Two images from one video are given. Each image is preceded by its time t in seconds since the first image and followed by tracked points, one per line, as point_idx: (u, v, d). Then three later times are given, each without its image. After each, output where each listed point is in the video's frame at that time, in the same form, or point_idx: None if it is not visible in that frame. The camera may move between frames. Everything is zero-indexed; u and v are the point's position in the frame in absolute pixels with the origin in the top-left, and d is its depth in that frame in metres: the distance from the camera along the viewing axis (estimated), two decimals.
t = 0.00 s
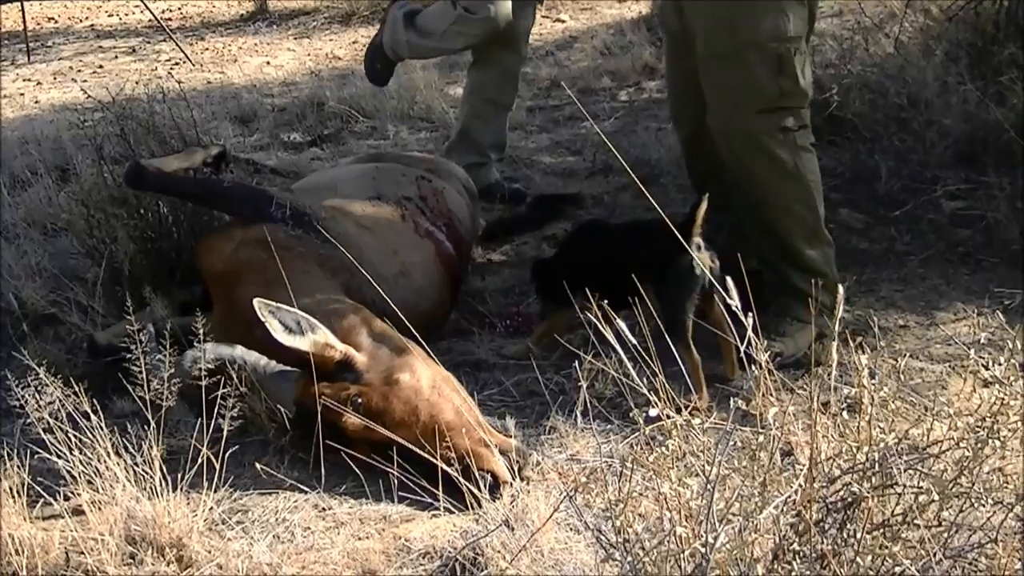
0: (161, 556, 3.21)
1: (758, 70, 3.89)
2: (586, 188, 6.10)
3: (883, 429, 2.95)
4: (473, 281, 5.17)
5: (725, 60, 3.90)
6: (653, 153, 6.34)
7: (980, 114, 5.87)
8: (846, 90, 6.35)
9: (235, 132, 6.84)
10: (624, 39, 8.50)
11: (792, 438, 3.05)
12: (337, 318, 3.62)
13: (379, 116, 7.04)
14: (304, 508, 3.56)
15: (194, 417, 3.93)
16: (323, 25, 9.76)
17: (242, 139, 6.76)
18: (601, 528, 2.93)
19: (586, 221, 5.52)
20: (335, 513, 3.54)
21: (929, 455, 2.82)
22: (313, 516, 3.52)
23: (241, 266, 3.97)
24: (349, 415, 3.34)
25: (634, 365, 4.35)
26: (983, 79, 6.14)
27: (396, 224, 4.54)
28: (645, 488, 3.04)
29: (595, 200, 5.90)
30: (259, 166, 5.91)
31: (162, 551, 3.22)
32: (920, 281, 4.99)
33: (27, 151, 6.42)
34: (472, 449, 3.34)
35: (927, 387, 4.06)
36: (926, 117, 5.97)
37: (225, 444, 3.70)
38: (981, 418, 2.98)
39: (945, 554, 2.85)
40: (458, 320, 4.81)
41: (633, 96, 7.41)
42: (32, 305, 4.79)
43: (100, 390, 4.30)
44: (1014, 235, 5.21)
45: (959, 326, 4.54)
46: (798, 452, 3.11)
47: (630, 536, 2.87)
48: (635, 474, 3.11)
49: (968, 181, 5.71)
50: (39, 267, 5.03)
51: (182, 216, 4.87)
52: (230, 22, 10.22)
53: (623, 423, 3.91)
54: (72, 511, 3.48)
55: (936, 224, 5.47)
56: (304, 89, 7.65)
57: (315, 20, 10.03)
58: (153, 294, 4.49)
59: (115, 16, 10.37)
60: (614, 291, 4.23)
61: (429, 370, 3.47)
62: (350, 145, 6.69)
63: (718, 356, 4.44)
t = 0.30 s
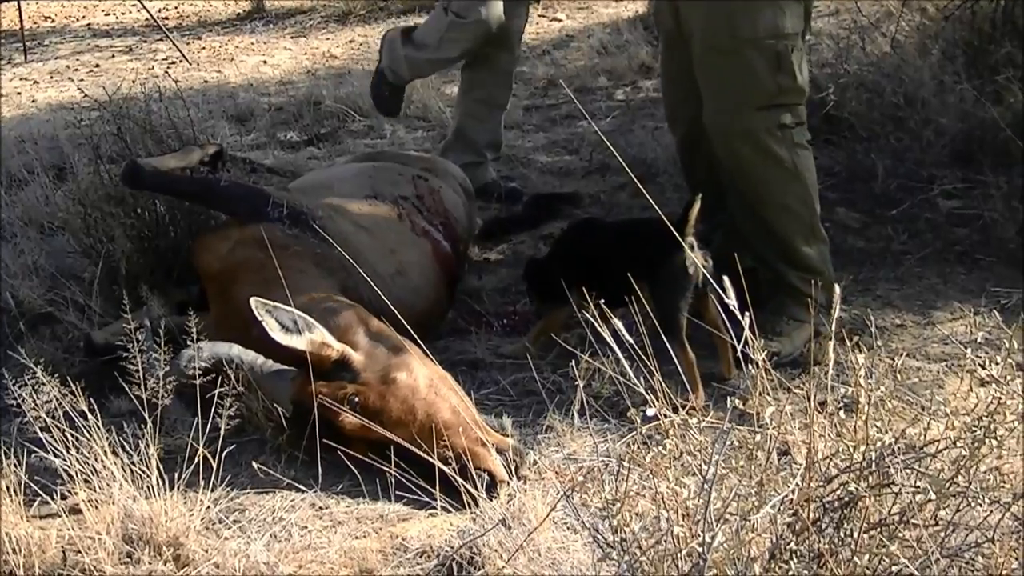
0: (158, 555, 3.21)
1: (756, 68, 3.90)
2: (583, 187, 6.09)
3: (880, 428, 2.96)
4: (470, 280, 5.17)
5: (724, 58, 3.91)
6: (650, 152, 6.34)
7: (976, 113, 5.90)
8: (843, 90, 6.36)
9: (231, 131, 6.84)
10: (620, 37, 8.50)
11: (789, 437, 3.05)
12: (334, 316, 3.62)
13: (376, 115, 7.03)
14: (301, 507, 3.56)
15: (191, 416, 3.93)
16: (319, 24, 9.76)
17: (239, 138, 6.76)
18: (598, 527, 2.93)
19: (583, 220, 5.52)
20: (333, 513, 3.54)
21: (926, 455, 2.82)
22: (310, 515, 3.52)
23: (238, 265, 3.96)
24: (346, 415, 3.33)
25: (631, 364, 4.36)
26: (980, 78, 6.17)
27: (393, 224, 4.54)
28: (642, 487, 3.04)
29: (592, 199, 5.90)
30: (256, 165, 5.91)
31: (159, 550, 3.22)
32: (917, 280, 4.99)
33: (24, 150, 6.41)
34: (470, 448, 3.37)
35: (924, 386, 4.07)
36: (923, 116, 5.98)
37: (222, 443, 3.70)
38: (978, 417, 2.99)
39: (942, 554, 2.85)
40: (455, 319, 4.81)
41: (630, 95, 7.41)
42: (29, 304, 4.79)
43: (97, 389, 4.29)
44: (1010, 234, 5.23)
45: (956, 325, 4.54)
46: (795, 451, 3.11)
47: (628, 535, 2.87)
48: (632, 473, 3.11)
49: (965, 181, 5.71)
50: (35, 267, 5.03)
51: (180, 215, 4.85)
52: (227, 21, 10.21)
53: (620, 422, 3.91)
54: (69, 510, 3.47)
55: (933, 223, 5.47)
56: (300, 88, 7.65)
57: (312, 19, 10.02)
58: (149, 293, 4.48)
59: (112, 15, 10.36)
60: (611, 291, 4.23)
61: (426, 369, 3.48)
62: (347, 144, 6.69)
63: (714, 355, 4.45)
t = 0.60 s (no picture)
0: (158, 555, 3.21)
1: (754, 69, 3.91)
2: (584, 189, 6.09)
3: (880, 431, 2.96)
4: (471, 281, 5.17)
5: (721, 58, 3.91)
6: (651, 154, 6.34)
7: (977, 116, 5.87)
8: (843, 92, 6.37)
9: (232, 132, 6.84)
10: (621, 40, 8.51)
11: (789, 440, 3.06)
12: (334, 317, 3.62)
13: (377, 116, 7.04)
14: (301, 508, 3.56)
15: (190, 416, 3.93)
16: (320, 25, 9.76)
17: (239, 139, 6.76)
18: (598, 529, 2.93)
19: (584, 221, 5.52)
20: (332, 513, 3.54)
21: (927, 458, 2.83)
22: (310, 516, 3.52)
23: (239, 266, 3.96)
24: (346, 415, 3.33)
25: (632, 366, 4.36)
26: (980, 81, 6.17)
27: (394, 225, 4.54)
28: (642, 489, 3.03)
29: (592, 201, 5.90)
30: (256, 166, 5.91)
31: (159, 550, 3.22)
32: (917, 283, 4.99)
33: (25, 150, 6.42)
34: (470, 449, 3.37)
35: (923, 389, 4.08)
36: (923, 119, 5.99)
37: (222, 443, 3.70)
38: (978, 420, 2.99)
39: (942, 557, 2.85)
40: (455, 320, 4.81)
41: (631, 97, 7.42)
42: (29, 304, 4.79)
43: (98, 390, 4.27)
44: (1011, 238, 5.23)
45: (956, 329, 4.55)
46: (795, 454, 3.11)
47: (628, 537, 2.87)
48: (632, 475, 3.11)
49: (966, 184, 5.71)
50: (36, 266, 5.03)
51: (180, 216, 4.86)
52: (227, 21, 10.22)
53: (620, 423, 3.92)
54: (69, 510, 3.48)
55: (933, 226, 5.47)
56: (301, 89, 7.65)
57: (313, 20, 10.02)
58: (150, 293, 4.49)
59: (113, 15, 10.37)
60: (611, 292, 4.24)
61: (426, 370, 3.48)
62: (347, 145, 6.69)
63: (714, 356, 4.45)
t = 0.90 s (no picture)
0: (159, 558, 3.21)
1: (749, 69, 3.91)
2: (583, 192, 6.10)
3: (880, 433, 2.96)
4: (471, 284, 5.17)
5: (716, 58, 3.92)
6: (651, 156, 6.35)
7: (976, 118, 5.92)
8: (843, 94, 6.36)
9: (232, 135, 6.85)
10: (621, 42, 8.51)
11: (789, 442, 3.06)
12: (334, 320, 3.63)
13: (376, 119, 7.04)
14: (301, 511, 3.56)
15: (191, 419, 3.94)
16: (320, 27, 9.77)
17: (239, 142, 6.77)
18: (598, 531, 2.94)
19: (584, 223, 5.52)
20: (333, 516, 3.54)
21: (927, 459, 2.83)
22: (311, 519, 3.52)
23: (239, 269, 3.97)
24: (346, 418, 3.34)
25: (632, 368, 4.36)
26: (980, 83, 6.18)
27: (394, 228, 4.55)
28: (642, 492, 3.03)
29: (592, 204, 5.90)
30: (256, 169, 5.90)
31: (159, 553, 3.22)
32: (916, 285, 4.99)
33: (25, 154, 6.42)
34: (470, 452, 3.37)
35: (923, 391, 4.08)
36: (923, 121, 6.00)
37: (222, 446, 3.71)
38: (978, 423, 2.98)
39: (942, 558, 2.85)
40: (455, 322, 4.82)
41: (630, 99, 7.42)
42: (29, 307, 4.80)
43: (97, 392, 4.30)
44: (1010, 239, 5.24)
45: (956, 330, 4.55)
46: (795, 456, 3.11)
47: (628, 540, 2.88)
48: (632, 477, 3.11)
49: (965, 185, 5.72)
50: (36, 270, 5.03)
51: (180, 219, 4.86)
52: (227, 24, 10.23)
53: (620, 426, 3.92)
54: (70, 513, 3.48)
55: (933, 227, 5.47)
56: (300, 92, 7.66)
57: (312, 23, 10.02)
58: (150, 296, 4.50)
59: (112, 18, 10.38)
60: (611, 295, 4.25)
61: (426, 373, 3.49)
62: (347, 148, 6.69)
63: (714, 359, 4.45)
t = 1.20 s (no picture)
0: (162, 558, 3.21)
1: (755, 74, 3.91)
2: (588, 196, 6.10)
3: (884, 439, 2.96)
4: (475, 287, 5.17)
5: (721, 63, 3.92)
6: (656, 161, 6.35)
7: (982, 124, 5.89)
8: (848, 99, 6.39)
9: (237, 136, 6.86)
10: (626, 46, 8.52)
11: (794, 447, 3.06)
12: (339, 322, 3.64)
13: (381, 121, 7.05)
14: (305, 512, 3.56)
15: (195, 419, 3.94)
16: (326, 29, 9.78)
17: (244, 143, 6.78)
18: (602, 535, 2.94)
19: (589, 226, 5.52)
20: (336, 518, 3.54)
21: (931, 466, 2.83)
22: (314, 520, 3.52)
23: (243, 269, 3.97)
24: (349, 420, 3.36)
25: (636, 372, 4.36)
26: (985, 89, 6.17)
27: (399, 230, 4.55)
28: (646, 496, 3.03)
29: (596, 207, 5.91)
30: (261, 170, 5.91)
31: (162, 553, 3.22)
32: (921, 291, 4.99)
33: (30, 153, 6.43)
34: (473, 455, 3.37)
35: (927, 398, 4.08)
36: (928, 127, 6.03)
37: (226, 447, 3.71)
38: (983, 428, 2.99)
39: (946, 565, 2.85)
40: (460, 325, 4.82)
41: (635, 103, 7.43)
42: (34, 307, 4.80)
43: (101, 392, 4.31)
44: (1015, 246, 5.24)
45: (960, 337, 4.55)
46: (800, 462, 3.11)
47: (632, 544, 2.88)
48: (636, 482, 3.11)
49: (970, 192, 5.72)
50: (41, 269, 5.04)
51: (185, 220, 4.87)
52: (233, 26, 10.25)
53: (624, 430, 3.92)
54: (73, 513, 3.48)
55: (937, 234, 5.47)
56: (306, 93, 7.67)
57: (317, 25, 10.04)
58: (155, 297, 4.51)
59: (118, 19, 10.39)
60: (616, 300, 4.27)
61: (430, 376, 3.50)
62: (352, 150, 6.70)
63: (718, 364, 4.45)
